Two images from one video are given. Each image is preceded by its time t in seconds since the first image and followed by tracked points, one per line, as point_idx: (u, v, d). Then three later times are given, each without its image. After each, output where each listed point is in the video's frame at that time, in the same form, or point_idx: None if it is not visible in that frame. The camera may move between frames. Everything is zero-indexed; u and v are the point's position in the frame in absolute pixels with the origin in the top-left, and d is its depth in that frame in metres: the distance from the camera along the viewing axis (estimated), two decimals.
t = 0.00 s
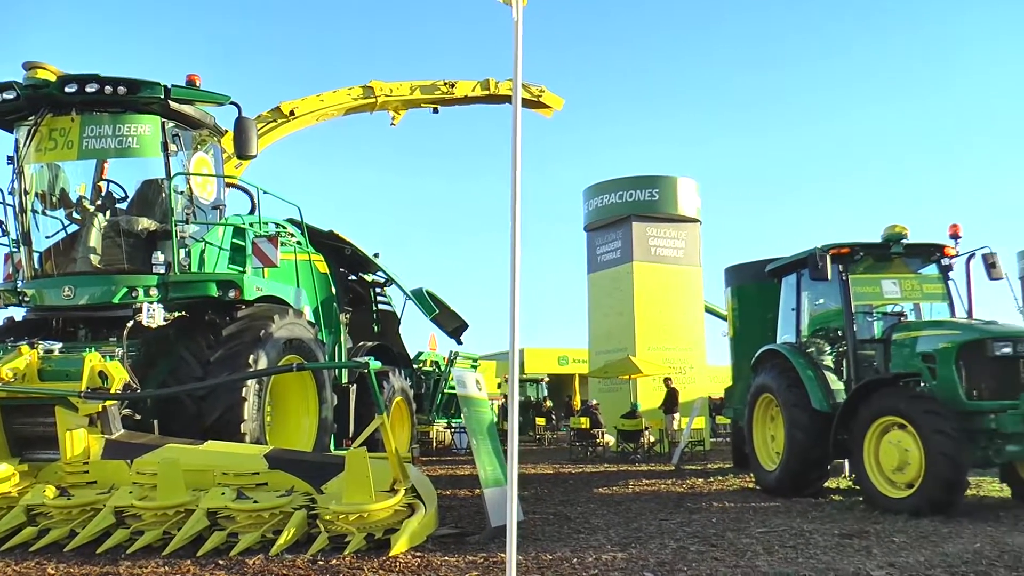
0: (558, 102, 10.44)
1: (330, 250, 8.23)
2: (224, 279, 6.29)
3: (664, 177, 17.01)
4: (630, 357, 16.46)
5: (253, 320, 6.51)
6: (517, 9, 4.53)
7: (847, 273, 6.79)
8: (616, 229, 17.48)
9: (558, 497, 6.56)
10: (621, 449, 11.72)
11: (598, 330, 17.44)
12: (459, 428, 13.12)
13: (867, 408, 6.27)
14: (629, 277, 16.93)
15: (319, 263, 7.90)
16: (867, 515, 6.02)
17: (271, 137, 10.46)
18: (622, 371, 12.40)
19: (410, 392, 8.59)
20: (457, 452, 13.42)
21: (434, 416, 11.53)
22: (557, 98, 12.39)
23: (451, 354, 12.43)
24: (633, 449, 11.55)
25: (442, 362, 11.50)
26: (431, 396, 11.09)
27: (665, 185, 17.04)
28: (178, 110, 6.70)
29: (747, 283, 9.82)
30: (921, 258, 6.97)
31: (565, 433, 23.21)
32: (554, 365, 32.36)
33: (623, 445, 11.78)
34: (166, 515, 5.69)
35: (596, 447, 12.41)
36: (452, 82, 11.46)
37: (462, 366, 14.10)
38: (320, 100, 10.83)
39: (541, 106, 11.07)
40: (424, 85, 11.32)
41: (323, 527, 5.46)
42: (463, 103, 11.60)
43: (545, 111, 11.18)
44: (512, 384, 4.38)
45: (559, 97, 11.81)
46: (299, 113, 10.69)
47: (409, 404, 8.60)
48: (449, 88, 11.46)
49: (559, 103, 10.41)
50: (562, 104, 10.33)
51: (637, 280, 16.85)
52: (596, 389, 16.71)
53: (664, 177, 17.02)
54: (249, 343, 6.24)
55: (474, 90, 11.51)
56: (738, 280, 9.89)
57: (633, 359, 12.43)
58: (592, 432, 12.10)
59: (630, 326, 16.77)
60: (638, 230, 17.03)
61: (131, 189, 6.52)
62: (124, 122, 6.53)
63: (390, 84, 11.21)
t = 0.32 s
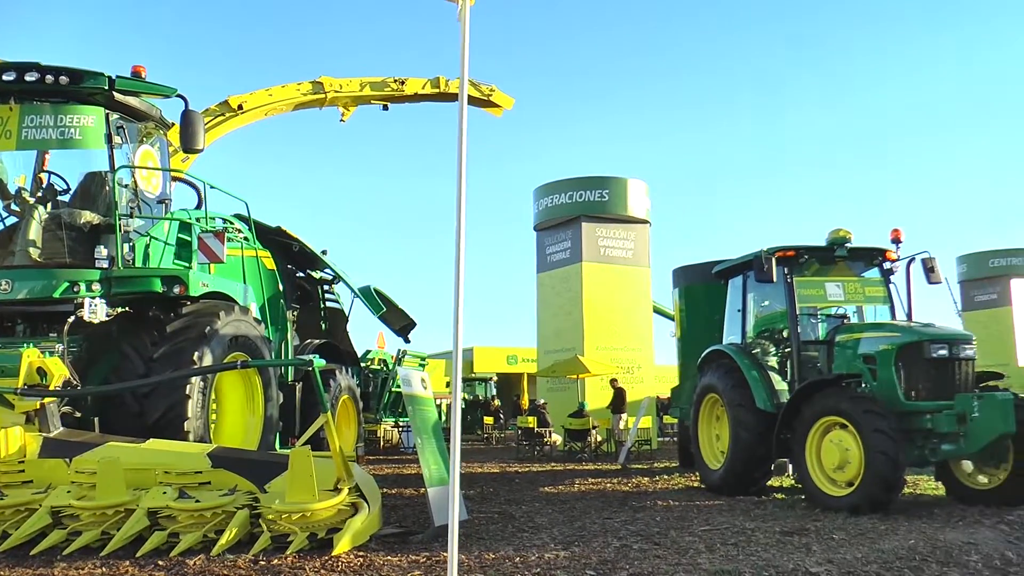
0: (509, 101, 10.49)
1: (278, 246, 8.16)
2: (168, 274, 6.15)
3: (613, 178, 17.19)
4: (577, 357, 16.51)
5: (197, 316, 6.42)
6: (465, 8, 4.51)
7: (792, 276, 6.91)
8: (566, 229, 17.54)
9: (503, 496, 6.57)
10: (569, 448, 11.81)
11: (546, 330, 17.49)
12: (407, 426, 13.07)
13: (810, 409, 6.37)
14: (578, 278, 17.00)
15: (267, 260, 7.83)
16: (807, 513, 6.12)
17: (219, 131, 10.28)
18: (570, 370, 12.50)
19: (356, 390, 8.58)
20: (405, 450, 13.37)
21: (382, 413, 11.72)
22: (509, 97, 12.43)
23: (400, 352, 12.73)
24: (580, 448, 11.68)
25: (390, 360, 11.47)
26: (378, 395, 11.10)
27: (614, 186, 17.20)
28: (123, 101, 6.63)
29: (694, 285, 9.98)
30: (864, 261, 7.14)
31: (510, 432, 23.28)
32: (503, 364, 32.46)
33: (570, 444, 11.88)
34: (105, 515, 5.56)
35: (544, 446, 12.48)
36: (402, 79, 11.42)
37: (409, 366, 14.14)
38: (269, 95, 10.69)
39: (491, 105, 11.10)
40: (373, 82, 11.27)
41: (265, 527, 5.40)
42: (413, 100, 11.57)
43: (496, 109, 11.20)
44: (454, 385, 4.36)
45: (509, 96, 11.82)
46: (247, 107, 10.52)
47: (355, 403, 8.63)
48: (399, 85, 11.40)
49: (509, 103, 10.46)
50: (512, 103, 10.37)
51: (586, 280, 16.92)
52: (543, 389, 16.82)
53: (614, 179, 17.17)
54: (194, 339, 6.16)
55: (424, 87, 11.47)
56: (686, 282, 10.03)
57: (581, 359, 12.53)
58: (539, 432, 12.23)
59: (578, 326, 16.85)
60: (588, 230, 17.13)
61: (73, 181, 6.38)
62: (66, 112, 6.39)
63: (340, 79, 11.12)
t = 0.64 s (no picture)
0: (460, 101, 10.49)
1: (224, 242, 8.05)
2: (111, 269, 6.05)
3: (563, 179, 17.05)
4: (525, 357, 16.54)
5: (141, 312, 6.29)
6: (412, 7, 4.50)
7: (737, 278, 6.98)
8: (515, 229, 17.45)
9: (447, 495, 6.59)
10: (515, 448, 11.92)
11: (496, 330, 17.53)
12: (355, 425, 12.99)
13: (754, 409, 6.46)
14: (527, 278, 16.94)
15: (213, 256, 7.75)
16: (749, 511, 6.22)
17: (165, 124, 10.08)
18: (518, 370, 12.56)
19: (302, 389, 8.54)
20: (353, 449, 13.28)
21: (328, 413, 11.63)
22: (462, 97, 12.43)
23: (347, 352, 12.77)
24: (527, 448, 11.81)
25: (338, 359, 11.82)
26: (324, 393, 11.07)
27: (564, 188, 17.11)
28: (65, 91, 6.50)
29: (642, 286, 10.19)
30: (808, 266, 7.29)
31: (458, 432, 23.27)
32: (453, 363, 32.43)
33: (518, 444, 11.96)
34: (40, 515, 5.42)
35: (491, 445, 12.55)
36: (353, 76, 11.35)
37: (356, 364, 14.27)
38: (218, 88, 10.51)
39: (442, 104, 11.09)
40: (323, 78, 11.18)
41: (206, 527, 5.33)
42: (363, 97, 11.50)
43: (446, 108, 11.18)
44: (399, 387, 4.30)
45: (459, 96, 11.79)
46: (195, 101, 10.34)
47: (301, 402, 8.59)
48: (349, 82, 11.33)
49: (460, 102, 10.45)
50: (463, 102, 10.38)
51: (535, 280, 16.91)
52: (491, 388, 16.85)
53: (564, 180, 17.10)
54: (136, 336, 6.04)
55: (374, 85, 11.42)
56: (634, 283, 10.25)
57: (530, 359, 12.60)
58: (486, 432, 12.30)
59: (526, 326, 16.88)
60: (537, 231, 17.07)
61: (11, 173, 6.17)
62: (4, 102, 6.24)
63: (290, 75, 11.00)
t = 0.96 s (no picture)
0: (410, 97, 10.47)
1: (170, 236, 7.91)
2: (52, 262, 5.86)
3: (514, 179, 17.15)
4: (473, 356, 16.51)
5: (82, 307, 6.15)
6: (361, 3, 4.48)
7: (684, 280, 7.07)
8: (464, 228, 17.42)
9: (392, 493, 6.57)
10: (462, 446, 11.98)
11: (445, 328, 17.48)
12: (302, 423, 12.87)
13: (699, 410, 6.54)
14: (477, 277, 16.91)
15: (158, 250, 7.61)
16: (693, 510, 6.30)
17: (109, 115, 9.85)
18: (467, 370, 12.57)
19: (248, 386, 8.47)
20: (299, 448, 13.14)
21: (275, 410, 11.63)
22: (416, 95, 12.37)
23: (294, 350, 12.67)
24: (473, 446, 11.88)
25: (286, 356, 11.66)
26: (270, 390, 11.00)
27: (515, 188, 17.14)
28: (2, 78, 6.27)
29: (590, 286, 10.27)
30: (754, 268, 7.40)
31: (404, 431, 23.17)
32: (402, 362, 32.31)
33: (464, 443, 11.99)
34: None
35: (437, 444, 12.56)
36: (303, 70, 11.25)
37: (303, 361, 14.18)
38: (165, 80, 10.30)
39: (393, 100, 11.04)
40: (273, 71, 11.06)
41: (145, 526, 5.23)
42: (314, 92, 11.39)
43: (398, 105, 11.13)
44: (340, 384, 4.29)
45: (411, 93, 11.74)
46: (141, 91, 10.11)
47: (246, 399, 8.50)
48: (299, 76, 11.23)
49: (411, 99, 10.41)
50: (412, 99, 10.34)
51: (484, 280, 16.88)
52: (440, 387, 16.82)
53: (515, 180, 17.14)
54: (77, 331, 5.90)
55: (325, 79, 11.32)
56: (583, 283, 10.32)
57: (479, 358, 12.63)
58: (433, 430, 12.33)
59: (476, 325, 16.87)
60: (487, 230, 17.06)
61: None
62: None
63: (239, 68, 10.86)
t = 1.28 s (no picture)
0: (365, 93, 10.41)
1: (120, 228, 7.76)
2: None
3: (469, 176, 16.97)
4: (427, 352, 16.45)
5: (27, 298, 5.97)
6: None
7: (637, 280, 7.13)
8: (418, 225, 17.35)
9: (343, 491, 6.53)
10: (414, 443, 12.01)
11: (399, 325, 17.45)
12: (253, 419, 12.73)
13: (649, 409, 6.60)
14: (430, 274, 16.87)
15: (107, 242, 7.45)
16: (642, 508, 6.36)
17: (58, 104, 9.58)
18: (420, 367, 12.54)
19: (198, 381, 8.37)
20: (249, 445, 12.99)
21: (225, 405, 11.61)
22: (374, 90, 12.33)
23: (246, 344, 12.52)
24: (425, 444, 11.89)
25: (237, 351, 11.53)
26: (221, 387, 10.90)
27: (470, 185, 16.98)
28: None
29: (545, 285, 10.31)
30: (706, 269, 7.50)
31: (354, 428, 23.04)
32: (355, 358, 32.12)
33: (417, 440, 12.00)
34: None
35: (389, 442, 12.52)
36: (258, 62, 11.12)
37: (254, 357, 14.03)
38: (115, 68, 10.05)
39: (348, 95, 10.97)
40: (228, 63, 10.96)
41: (88, 523, 5.11)
42: (268, 85, 11.28)
43: (353, 100, 11.05)
44: (287, 379, 4.23)
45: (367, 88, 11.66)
46: (91, 80, 9.81)
47: (196, 394, 8.39)
48: (254, 68, 11.10)
49: (364, 94, 10.34)
50: (368, 95, 10.25)
51: (438, 277, 16.83)
52: (393, 383, 16.75)
53: (471, 177, 16.97)
54: (21, 323, 5.73)
55: (279, 73, 11.23)
56: (536, 281, 10.36)
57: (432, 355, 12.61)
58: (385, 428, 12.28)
59: (430, 322, 16.82)
60: (442, 227, 16.93)
61: None
62: None
63: (192, 58, 10.68)
